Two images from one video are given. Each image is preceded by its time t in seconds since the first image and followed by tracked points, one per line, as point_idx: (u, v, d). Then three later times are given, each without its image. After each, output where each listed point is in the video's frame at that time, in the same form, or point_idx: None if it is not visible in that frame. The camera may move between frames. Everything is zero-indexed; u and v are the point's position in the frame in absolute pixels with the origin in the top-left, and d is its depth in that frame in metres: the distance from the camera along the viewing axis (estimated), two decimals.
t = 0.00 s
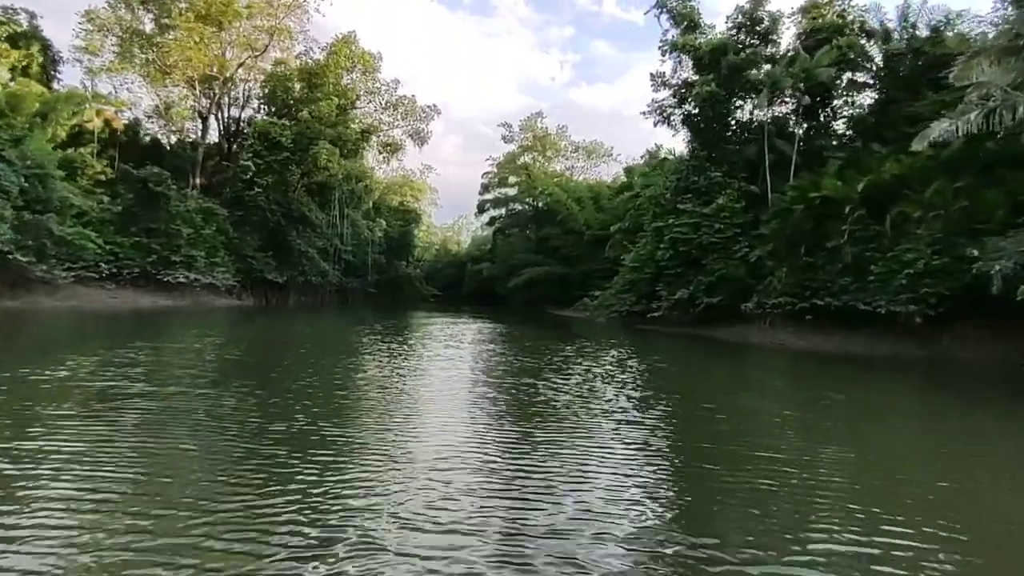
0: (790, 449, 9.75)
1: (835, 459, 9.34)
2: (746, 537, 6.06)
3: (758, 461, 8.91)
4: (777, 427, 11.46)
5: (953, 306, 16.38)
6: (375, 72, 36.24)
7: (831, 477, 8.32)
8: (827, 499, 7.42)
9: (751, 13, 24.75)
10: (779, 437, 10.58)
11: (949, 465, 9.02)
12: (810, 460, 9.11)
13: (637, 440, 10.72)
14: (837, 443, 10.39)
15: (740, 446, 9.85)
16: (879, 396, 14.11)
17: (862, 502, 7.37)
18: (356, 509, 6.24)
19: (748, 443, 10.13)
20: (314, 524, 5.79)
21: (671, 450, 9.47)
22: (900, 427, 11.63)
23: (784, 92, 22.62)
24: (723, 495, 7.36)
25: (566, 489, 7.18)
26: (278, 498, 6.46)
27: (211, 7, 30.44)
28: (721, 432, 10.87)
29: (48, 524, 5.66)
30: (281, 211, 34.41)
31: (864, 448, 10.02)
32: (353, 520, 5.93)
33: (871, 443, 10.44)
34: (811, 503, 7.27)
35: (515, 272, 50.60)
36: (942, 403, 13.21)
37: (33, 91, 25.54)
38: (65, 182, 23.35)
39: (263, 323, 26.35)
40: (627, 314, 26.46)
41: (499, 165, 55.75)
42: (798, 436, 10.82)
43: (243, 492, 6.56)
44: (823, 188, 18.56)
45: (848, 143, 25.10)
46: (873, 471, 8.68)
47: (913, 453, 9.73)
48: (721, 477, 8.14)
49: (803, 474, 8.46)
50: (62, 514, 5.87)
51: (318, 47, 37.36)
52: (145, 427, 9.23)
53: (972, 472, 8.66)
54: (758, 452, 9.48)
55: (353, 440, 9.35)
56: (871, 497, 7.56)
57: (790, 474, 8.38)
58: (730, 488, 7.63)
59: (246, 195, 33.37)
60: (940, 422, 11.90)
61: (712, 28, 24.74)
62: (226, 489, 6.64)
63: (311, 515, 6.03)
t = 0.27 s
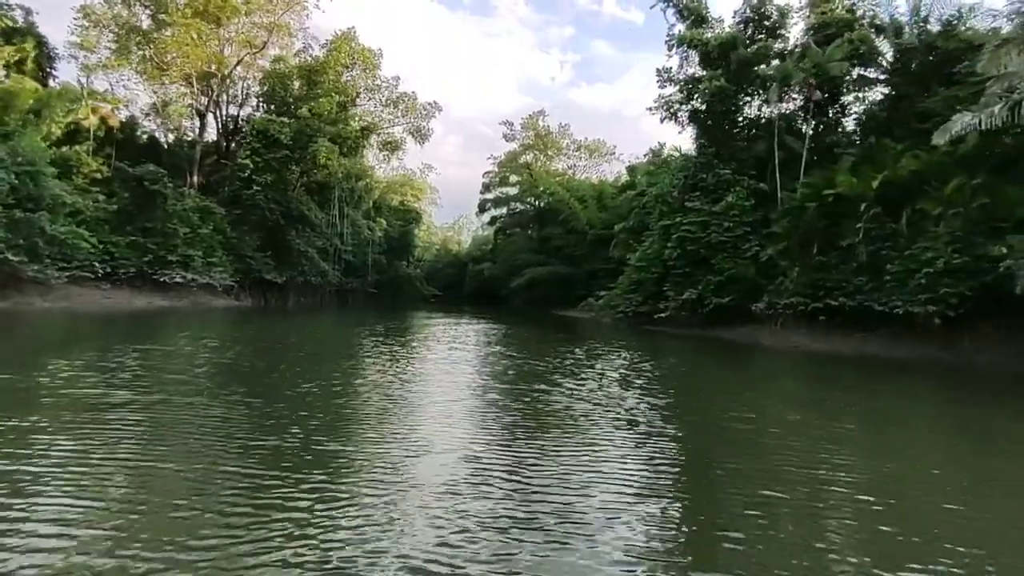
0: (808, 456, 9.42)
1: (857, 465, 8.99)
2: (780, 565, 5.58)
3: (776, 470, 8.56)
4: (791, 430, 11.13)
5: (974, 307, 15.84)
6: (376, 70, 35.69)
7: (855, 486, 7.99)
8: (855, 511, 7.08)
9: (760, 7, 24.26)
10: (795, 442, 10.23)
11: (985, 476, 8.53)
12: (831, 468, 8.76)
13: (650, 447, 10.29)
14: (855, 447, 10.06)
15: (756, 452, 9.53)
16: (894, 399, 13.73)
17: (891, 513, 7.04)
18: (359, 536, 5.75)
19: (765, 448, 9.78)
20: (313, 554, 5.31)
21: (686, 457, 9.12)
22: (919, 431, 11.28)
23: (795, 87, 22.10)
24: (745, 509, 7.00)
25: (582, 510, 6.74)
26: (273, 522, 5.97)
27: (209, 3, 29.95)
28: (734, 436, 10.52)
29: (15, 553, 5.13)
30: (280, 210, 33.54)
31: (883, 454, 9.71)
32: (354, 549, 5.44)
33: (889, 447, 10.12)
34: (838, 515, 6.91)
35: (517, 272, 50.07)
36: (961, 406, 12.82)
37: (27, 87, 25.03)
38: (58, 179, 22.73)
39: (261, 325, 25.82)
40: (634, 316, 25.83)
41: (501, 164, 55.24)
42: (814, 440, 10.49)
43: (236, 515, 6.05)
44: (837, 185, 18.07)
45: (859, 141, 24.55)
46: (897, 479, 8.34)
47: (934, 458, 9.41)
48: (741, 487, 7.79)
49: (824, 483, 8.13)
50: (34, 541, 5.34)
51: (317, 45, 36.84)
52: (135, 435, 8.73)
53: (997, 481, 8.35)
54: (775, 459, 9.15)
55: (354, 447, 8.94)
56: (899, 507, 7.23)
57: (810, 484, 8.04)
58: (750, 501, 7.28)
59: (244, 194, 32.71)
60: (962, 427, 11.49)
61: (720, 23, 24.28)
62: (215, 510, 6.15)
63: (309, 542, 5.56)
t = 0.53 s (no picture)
0: (825, 459, 9.07)
1: (877, 468, 8.64)
2: None
3: (794, 474, 8.23)
4: (805, 432, 10.78)
5: (993, 307, 15.39)
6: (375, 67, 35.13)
7: (879, 492, 7.63)
8: (882, 519, 6.73)
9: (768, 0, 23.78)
10: (810, 444, 9.89)
11: None
12: (853, 472, 8.41)
13: (662, 453, 9.90)
14: (872, 449, 9.72)
15: (771, 454, 9.17)
16: (909, 400, 13.36)
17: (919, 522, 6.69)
18: (365, 556, 5.28)
19: (780, 450, 9.42)
20: None
21: (699, 461, 8.76)
22: (937, 432, 10.92)
23: (806, 81, 21.59)
24: (768, 518, 6.65)
25: (598, 521, 6.35)
26: (270, 542, 5.49)
27: None
28: (747, 438, 10.15)
29: None
30: (278, 209, 32.86)
31: (902, 455, 9.36)
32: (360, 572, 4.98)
33: (908, 449, 9.77)
34: (865, 525, 6.56)
35: (518, 272, 49.56)
36: (980, 408, 12.44)
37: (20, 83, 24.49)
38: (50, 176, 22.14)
39: (259, 325, 25.29)
40: (640, 317, 25.31)
41: (501, 163, 54.69)
42: (830, 441, 10.14)
43: (228, 535, 5.61)
44: (851, 182, 17.59)
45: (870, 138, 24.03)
46: (922, 484, 7.99)
47: (956, 460, 9.07)
48: (760, 494, 7.43)
49: (846, 488, 7.79)
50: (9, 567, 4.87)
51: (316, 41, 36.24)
52: (123, 444, 8.24)
53: None
54: (793, 462, 8.79)
55: (353, 454, 8.54)
56: (934, 517, 6.83)
57: (832, 490, 7.69)
58: (771, 509, 6.94)
59: (243, 193, 32.11)
60: (989, 429, 11.02)
61: (727, 17, 23.80)
62: (207, 529, 5.68)
63: (310, 564, 5.10)
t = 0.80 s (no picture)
0: (839, 462, 8.75)
1: (895, 473, 8.31)
2: None
3: (820, 484, 7.77)
4: (816, 434, 10.45)
5: (1008, 308, 15.00)
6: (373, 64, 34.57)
7: (900, 499, 7.30)
8: (906, 529, 6.40)
9: None
10: (822, 447, 9.56)
11: None
12: (871, 479, 8.07)
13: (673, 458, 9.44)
14: (887, 451, 9.40)
15: (784, 459, 8.84)
16: (920, 401, 13.02)
17: (945, 531, 6.35)
18: None
19: (793, 455, 9.08)
20: None
21: (710, 467, 8.42)
22: (952, 434, 10.59)
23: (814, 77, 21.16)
24: (787, 530, 6.31)
25: (610, 537, 5.97)
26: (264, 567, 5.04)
27: None
28: (757, 442, 9.81)
29: None
30: (274, 207, 32.08)
31: (918, 458, 9.04)
32: None
33: (924, 452, 9.44)
34: (890, 535, 6.23)
35: (517, 272, 49.01)
36: (994, 410, 12.11)
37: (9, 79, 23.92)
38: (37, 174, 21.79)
39: (255, 326, 24.78)
40: (643, 317, 24.84)
41: (500, 162, 54.20)
42: (842, 444, 9.82)
43: (216, 559, 5.15)
44: (862, 180, 17.17)
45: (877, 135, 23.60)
46: (943, 490, 7.67)
47: (985, 467, 8.65)
48: (778, 503, 7.08)
49: (865, 494, 7.45)
50: None
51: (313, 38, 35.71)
52: (106, 456, 7.74)
53: None
54: (807, 468, 8.45)
55: (350, 462, 8.17)
56: (977, 529, 6.40)
57: (851, 497, 7.36)
58: (805, 524, 6.48)
59: (238, 191, 31.65)
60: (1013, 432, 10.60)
61: (733, 11, 23.37)
62: (196, 553, 5.24)
63: None
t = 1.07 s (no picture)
0: (850, 472, 8.46)
1: (910, 485, 8.00)
2: None
3: (844, 500, 7.34)
4: (823, 440, 10.18)
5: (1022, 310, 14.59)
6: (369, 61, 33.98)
7: (918, 512, 7.00)
8: (933, 550, 6.02)
9: None
10: (830, 453, 9.29)
11: None
12: (885, 490, 7.77)
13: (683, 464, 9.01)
14: (897, 460, 9.13)
15: (793, 467, 8.55)
16: (931, 405, 12.67)
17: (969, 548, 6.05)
18: None
19: (802, 462, 8.79)
20: None
21: (718, 476, 8.12)
22: (967, 442, 10.23)
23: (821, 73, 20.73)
24: (805, 546, 5.99)
25: (621, 556, 5.61)
26: None
27: None
28: (764, 447, 9.53)
29: None
30: (268, 206, 31.54)
31: (931, 468, 8.76)
32: None
33: (937, 460, 9.16)
34: (910, 553, 5.92)
35: (515, 271, 48.48)
36: (1008, 415, 11.75)
37: None
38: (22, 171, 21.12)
39: (247, 326, 24.31)
40: (643, 317, 24.41)
41: (497, 161, 53.68)
42: (851, 450, 9.55)
43: None
44: (871, 177, 16.71)
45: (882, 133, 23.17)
46: (966, 505, 7.30)
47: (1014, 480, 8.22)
48: (797, 518, 6.72)
49: (882, 508, 7.15)
50: None
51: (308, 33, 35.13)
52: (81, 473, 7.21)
53: None
54: (819, 479, 8.14)
55: (344, 470, 7.82)
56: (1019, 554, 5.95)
57: (868, 510, 7.05)
58: (832, 545, 6.03)
59: (229, 188, 30.90)
60: None
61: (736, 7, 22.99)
62: None
63: None
